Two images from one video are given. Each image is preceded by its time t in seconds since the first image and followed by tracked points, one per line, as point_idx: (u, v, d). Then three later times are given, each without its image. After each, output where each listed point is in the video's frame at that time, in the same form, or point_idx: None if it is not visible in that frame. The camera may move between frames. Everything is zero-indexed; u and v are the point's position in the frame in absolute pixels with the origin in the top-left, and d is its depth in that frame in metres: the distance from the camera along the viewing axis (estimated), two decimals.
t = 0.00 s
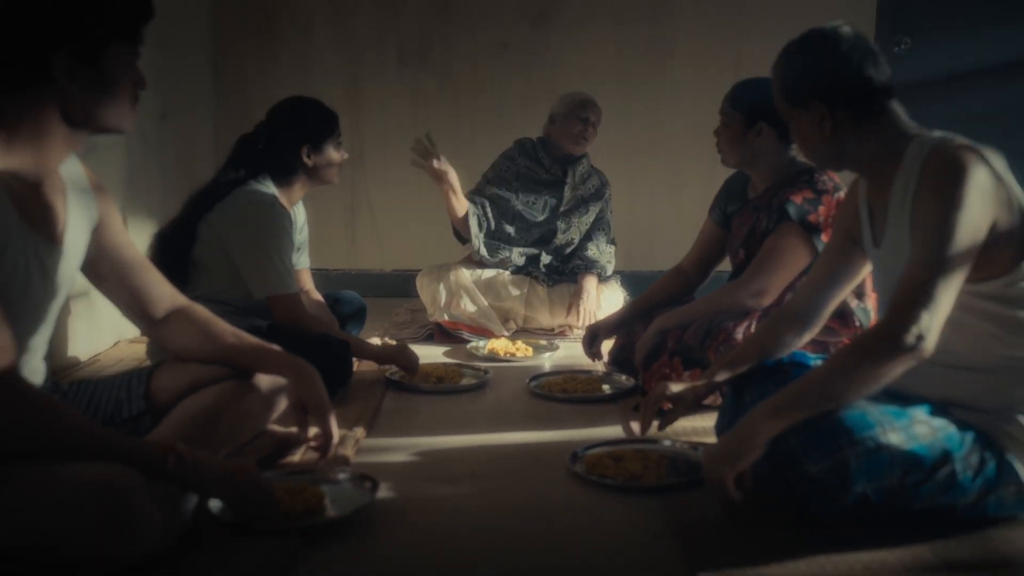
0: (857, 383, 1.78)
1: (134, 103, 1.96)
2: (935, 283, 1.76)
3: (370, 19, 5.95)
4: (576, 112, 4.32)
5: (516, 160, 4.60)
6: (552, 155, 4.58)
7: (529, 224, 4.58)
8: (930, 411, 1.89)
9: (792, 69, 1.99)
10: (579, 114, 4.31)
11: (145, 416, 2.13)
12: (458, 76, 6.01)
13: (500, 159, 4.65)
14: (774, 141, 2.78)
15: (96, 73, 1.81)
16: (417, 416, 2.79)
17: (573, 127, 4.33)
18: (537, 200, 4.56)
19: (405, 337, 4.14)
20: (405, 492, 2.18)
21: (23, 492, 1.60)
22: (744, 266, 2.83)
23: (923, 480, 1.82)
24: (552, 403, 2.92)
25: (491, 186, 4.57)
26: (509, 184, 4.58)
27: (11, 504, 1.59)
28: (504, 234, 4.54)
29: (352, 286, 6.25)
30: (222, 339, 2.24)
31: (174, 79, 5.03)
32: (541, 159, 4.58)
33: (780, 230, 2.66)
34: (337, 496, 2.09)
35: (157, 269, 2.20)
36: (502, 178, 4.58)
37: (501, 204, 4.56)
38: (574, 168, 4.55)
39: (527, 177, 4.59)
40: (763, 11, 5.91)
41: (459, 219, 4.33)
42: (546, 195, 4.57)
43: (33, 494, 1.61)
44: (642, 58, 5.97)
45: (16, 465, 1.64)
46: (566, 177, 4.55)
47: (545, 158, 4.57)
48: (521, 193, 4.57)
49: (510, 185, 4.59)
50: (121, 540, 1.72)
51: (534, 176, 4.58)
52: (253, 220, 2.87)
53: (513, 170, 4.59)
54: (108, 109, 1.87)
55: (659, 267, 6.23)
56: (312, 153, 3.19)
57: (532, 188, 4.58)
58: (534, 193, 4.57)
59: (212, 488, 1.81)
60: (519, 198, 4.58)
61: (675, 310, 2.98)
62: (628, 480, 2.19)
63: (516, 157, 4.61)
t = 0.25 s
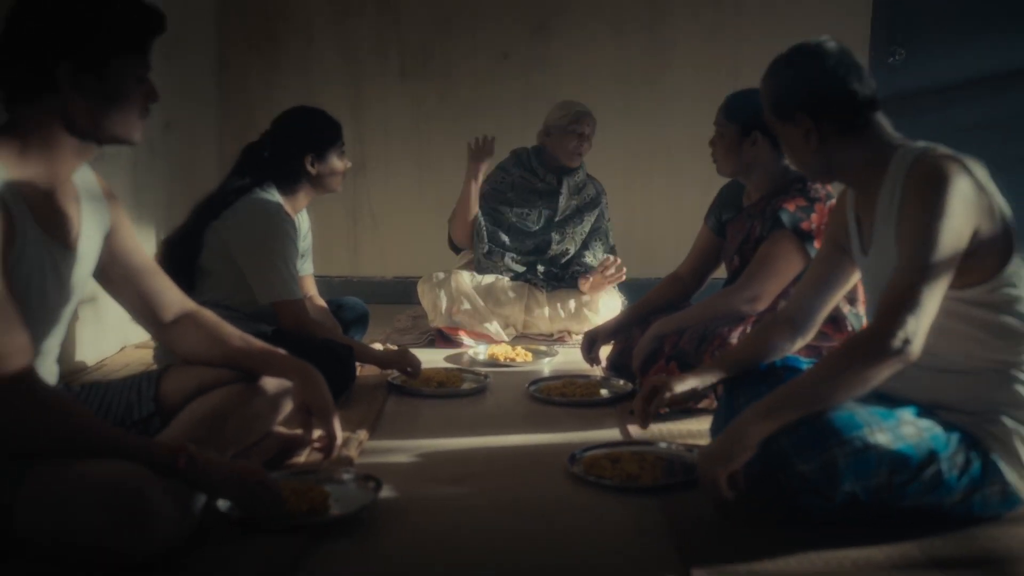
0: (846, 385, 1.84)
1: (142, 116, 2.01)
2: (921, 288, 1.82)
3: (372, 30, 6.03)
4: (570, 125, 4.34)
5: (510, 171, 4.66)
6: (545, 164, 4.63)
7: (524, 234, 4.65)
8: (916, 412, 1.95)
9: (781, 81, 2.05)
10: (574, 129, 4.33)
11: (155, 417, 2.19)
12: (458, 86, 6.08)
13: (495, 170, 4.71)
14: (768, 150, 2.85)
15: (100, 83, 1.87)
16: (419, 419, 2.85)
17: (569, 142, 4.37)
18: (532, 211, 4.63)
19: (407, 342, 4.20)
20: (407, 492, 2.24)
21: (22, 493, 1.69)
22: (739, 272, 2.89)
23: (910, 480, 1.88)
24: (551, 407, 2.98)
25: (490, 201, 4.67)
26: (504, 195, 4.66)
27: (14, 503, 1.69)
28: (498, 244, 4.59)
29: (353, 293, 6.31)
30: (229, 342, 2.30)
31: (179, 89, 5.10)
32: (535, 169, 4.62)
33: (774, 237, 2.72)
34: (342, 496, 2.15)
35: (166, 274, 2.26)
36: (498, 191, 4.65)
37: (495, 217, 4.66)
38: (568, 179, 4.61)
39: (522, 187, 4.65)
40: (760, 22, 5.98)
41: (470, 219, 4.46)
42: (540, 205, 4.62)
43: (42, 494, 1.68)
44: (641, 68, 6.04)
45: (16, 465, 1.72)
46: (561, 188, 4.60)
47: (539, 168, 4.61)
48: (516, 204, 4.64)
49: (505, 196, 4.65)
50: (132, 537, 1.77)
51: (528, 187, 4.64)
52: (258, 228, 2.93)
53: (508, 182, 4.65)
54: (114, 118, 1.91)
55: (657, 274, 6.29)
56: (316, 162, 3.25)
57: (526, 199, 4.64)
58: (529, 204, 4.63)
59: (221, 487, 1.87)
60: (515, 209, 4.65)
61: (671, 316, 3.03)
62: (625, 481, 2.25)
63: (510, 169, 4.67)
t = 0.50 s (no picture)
0: (835, 385, 1.90)
1: (151, 124, 2.05)
2: (907, 291, 1.88)
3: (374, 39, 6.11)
4: (556, 135, 4.46)
5: (505, 182, 4.74)
6: (539, 172, 4.72)
7: (524, 244, 4.73)
8: (903, 412, 2.02)
9: (775, 90, 2.12)
10: (560, 139, 4.45)
11: (164, 417, 2.26)
12: (459, 94, 6.16)
13: (490, 181, 4.79)
14: (763, 158, 2.92)
15: (112, 91, 1.92)
16: (421, 421, 2.91)
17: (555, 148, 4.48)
18: (528, 220, 4.71)
19: (409, 346, 4.26)
20: (410, 490, 2.30)
21: (37, 491, 1.80)
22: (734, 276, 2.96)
23: (897, 477, 1.94)
24: (549, 409, 3.04)
25: (486, 212, 4.76)
26: (500, 206, 4.74)
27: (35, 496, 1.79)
28: (498, 255, 4.68)
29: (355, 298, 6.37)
30: (238, 344, 2.36)
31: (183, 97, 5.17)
32: (529, 178, 4.71)
33: (767, 242, 2.79)
34: (346, 493, 2.21)
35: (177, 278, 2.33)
36: (494, 202, 4.74)
37: (493, 229, 4.74)
38: (563, 186, 4.70)
39: (517, 197, 4.73)
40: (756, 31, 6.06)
41: (469, 232, 4.53)
42: (537, 214, 4.70)
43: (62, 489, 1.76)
44: (639, 76, 6.12)
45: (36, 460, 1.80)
46: (556, 196, 4.69)
47: (533, 176, 4.70)
48: (512, 214, 4.73)
49: (502, 206, 4.74)
50: (147, 532, 1.84)
51: (524, 196, 4.71)
52: (264, 234, 2.99)
53: (503, 192, 4.74)
54: (121, 125, 1.95)
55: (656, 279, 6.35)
56: (320, 169, 3.32)
57: (523, 208, 4.72)
58: (525, 213, 4.71)
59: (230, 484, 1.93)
60: (511, 220, 4.73)
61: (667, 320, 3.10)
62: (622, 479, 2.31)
63: (506, 178, 4.75)
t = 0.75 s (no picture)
0: (824, 386, 1.97)
1: (164, 133, 2.11)
2: (895, 295, 1.95)
3: (376, 49, 6.19)
4: (534, 149, 4.58)
5: (499, 194, 4.87)
6: (531, 182, 4.82)
7: (522, 254, 4.84)
8: (891, 412, 2.08)
9: (768, 101, 2.19)
10: (538, 153, 4.56)
11: (174, 417, 2.32)
12: (460, 102, 6.23)
13: (485, 194, 4.91)
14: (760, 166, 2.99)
15: (128, 102, 1.99)
16: (423, 423, 2.97)
17: (537, 162, 4.60)
18: (524, 231, 4.81)
19: (410, 350, 4.33)
20: (413, 489, 2.36)
21: (53, 487, 1.86)
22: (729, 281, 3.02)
23: (885, 474, 2.01)
24: (548, 411, 3.11)
25: (483, 225, 4.87)
26: (497, 218, 4.86)
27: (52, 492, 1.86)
28: (498, 267, 4.80)
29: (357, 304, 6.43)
30: (245, 347, 2.42)
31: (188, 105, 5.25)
32: (522, 189, 4.82)
33: (762, 248, 2.85)
34: (351, 492, 2.28)
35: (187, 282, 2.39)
36: (490, 215, 4.86)
37: (492, 242, 4.86)
38: (558, 194, 4.79)
39: (511, 208, 4.85)
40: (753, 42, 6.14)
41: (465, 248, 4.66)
42: (532, 223, 4.81)
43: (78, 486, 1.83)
44: (638, 85, 6.19)
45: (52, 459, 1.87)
46: (551, 204, 4.78)
47: (525, 187, 4.81)
48: (508, 225, 4.84)
49: (497, 218, 4.85)
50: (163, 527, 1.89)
51: (519, 207, 4.83)
52: (271, 239, 3.06)
53: (498, 204, 4.86)
54: (136, 135, 2.02)
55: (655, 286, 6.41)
56: (324, 176, 3.39)
57: (519, 219, 4.83)
58: (520, 224, 4.82)
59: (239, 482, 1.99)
60: (507, 232, 4.85)
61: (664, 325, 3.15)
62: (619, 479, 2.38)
63: (499, 191, 4.88)
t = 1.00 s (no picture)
0: (814, 390, 2.03)
1: (174, 143, 2.18)
2: (883, 301, 2.01)
3: (379, 62, 6.28)
4: (523, 161, 4.69)
5: (495, 205, 4.91)
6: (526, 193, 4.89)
7: (520, 264, 4.89)
8: (880, 415, 2.15)
9: (757, 116, 2.23)
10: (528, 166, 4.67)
11: (184, 421, 2.40)
12: (462, 113, 6.31)
13: (481, 206, 4.95)
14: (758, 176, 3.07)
15: (141, 114, 2.06)
16: (425, 428, 3.03)
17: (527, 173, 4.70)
18: (521, 241, 4.86)
19: (412, 357, 4.40)
20: (415, 490, 2.43)
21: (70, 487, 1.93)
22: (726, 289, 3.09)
23: (875, 475, 2.08)
24: (548, 416, 3.17)
25: (479, 238, 4.89)
26: (493, 229, 4.90)
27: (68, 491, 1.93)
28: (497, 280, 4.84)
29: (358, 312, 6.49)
30: (253, 352, 2.49)
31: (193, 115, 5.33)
32: (517, 200, 4.88)
33: (757, 256, 2.92)
34: (356, 493, 2.34)
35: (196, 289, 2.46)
36: (487, 227, 4.89)
37: (489, 253, 4.91)
38: (553, 203, 4.85)
39: (508, 218, 4.89)
40: (751, 54, 6.22)
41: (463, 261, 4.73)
42: (529, 233, 4.85)
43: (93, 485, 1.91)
44: (637, 95, 6.27)
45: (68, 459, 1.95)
46: (546, 214, 4.84)
47: (520, 198, 4.87)
48: (505, 236, 4.88)
49: (495, 229, 4.89)
50: (174, 524, 1.95)
51: (516, 217, 4.87)
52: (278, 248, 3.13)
53: (495, 215, 4.91)
54: (149, 145, 2.10)
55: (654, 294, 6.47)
56: (329, 186, 3.46)
57: (516, 229, 4.87)
58: (518, 235, 4.86)
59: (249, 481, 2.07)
60: (505, 243, 4.90)
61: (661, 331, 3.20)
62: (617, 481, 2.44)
63: (494, 202, 4.92)
